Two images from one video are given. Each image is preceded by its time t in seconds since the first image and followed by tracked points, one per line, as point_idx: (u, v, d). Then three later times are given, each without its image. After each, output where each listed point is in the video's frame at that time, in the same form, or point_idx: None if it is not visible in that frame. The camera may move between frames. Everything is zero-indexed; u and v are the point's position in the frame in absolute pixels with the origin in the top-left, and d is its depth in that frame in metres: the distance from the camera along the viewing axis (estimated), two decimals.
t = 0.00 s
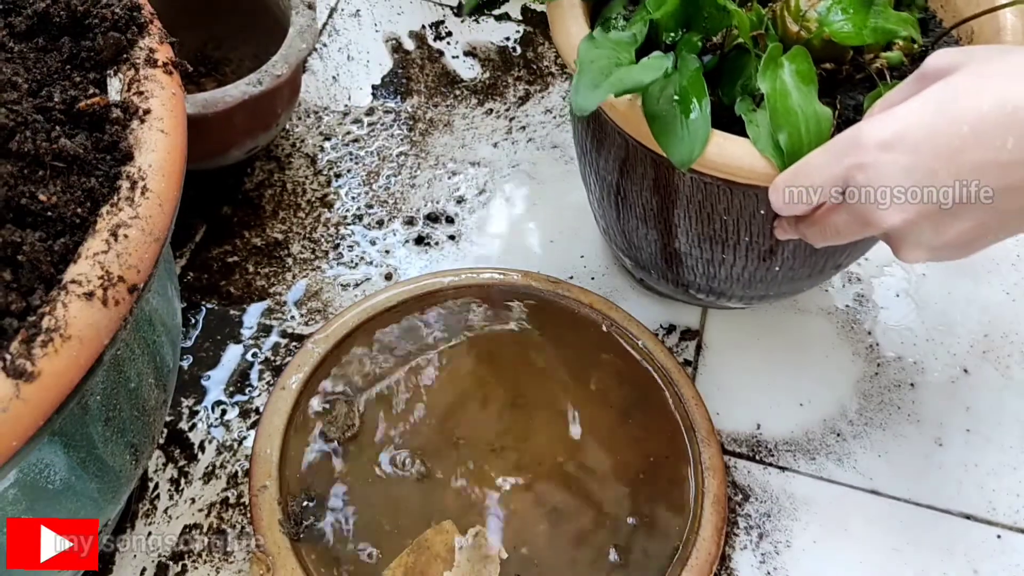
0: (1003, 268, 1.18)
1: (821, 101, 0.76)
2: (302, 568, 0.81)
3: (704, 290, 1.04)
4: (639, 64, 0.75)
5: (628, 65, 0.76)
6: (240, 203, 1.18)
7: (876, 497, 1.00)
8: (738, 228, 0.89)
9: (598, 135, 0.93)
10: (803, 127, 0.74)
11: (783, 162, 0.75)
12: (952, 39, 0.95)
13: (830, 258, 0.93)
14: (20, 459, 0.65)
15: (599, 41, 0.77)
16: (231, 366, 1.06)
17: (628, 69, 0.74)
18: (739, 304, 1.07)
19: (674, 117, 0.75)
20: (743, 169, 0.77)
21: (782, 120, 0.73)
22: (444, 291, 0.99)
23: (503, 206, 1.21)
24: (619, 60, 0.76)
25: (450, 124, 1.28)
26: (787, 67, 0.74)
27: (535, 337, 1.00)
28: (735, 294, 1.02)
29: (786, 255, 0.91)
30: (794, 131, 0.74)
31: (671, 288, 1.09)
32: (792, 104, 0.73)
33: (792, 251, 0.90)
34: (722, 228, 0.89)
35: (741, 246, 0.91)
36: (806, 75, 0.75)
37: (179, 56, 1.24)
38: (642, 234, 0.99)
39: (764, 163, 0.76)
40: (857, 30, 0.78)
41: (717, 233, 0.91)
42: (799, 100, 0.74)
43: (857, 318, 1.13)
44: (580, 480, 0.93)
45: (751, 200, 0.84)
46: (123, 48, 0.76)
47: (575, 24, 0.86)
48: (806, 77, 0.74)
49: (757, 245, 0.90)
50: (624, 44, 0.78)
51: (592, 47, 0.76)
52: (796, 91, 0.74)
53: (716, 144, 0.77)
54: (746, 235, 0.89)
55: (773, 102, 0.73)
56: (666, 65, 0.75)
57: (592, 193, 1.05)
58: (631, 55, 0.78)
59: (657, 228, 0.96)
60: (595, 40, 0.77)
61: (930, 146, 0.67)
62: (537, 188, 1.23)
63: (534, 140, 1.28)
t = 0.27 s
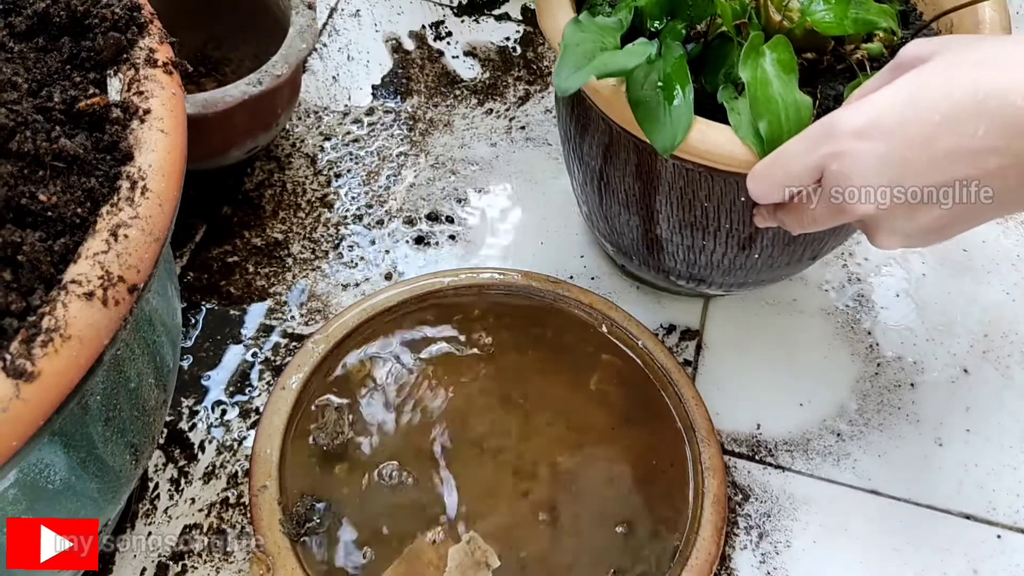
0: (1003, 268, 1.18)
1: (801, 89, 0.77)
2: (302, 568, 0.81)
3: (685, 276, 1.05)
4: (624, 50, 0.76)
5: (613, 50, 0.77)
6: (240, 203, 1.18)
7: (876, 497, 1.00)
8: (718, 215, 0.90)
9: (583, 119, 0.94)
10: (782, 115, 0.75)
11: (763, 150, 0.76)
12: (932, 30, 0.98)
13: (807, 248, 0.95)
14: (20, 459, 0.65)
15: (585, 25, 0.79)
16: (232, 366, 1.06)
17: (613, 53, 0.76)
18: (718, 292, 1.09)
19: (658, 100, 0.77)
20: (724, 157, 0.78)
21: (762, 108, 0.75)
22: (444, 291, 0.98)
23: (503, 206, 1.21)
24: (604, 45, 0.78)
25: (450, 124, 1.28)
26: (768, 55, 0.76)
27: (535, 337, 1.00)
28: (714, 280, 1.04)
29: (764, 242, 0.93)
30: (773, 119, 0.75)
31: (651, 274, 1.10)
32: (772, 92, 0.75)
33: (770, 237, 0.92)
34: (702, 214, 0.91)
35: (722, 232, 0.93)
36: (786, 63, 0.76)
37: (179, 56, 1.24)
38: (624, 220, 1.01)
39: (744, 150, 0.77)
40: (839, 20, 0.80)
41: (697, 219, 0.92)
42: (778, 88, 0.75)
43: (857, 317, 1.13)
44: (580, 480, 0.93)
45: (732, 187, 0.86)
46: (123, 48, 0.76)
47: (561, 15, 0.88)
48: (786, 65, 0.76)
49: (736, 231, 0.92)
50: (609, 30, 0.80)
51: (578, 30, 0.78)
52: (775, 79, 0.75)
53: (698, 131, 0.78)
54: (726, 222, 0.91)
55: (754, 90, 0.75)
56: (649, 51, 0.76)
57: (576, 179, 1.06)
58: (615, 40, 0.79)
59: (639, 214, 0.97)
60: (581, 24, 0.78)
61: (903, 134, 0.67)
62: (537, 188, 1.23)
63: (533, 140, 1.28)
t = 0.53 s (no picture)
0: (1002, 268, 1.18)
1: (791, 97, 0.77)
2: (302, 568, 0.81)
3: (675, 278, 1.06)
4: (617, 54, 0.76)
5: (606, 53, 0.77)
6: (240, 203, 1.18)
7: (876, 497, 1.00)
8: (709, 220, 0.91)
9: (577, 117, 0.93)
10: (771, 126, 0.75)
11: (751, 160, 0.76)
12: (932, 40, 0.99)
13: (798, 253, 0.96)
14: (21, 459, 0.65)
15: (579, 28, 0.78)
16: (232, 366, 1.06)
17: (606, 57, 0.76)
18: (708, 295, 1.09)
19: (650, 104, 0.78)
20: (713, 163, 0.78)
21: (751, 118, 0.75)
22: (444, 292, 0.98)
23: (503, 206, 1.21)
24: (597, 48, 0.78)
25: (450, 124, 1.28)
26: (760, 64, 0.76)
27: (534, 337, 1.00)
28: (704, 284, 1.04)
29: (754, 247, 0.93)
30: (762, 129, 0.75)
31: (643, 275, 1.10)
32: (762, 102, 0.75)
33: (760, 243, 0.93)
34: (693, 218, 0.91)
35: (711, 236, 0.93)
36: (778, 72, 0.77)
37: (179, 56, 1.24)
38: (616, 221, 1.01)
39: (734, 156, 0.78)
40: (834, 30, 0.80)
41: (688, 223, 0.92)
42: (768, 98, 0.75)
43: (857, 317, 1.13)
44: (580, 480, 0.93)
45: (724, 191, 0.86)
46: (123, 48, 0.76)
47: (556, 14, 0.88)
48: (778, 75, 0.77)
49: (726, 237, 0.93)
50: (603, 31, 0.80)
51: (572, 33, 0.78)
52: (766, 90, 0.76)
53: (690, 136, 0.79)
54: (716, 226, 0.91)
55: (741, 100, 0.75)
56: (643, 56, 0.76)
57: (570, 176, 1.06)
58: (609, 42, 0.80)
59: (632, 215, 0.97)
60: (575, 27, 0.78)
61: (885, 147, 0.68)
62: (536, 188, 1.23)
63: (533, 140, 1.28)
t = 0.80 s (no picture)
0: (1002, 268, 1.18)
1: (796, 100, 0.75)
2: (302, 568, 0.80)
3: (676, 278, 1.06)
4: (618, 52, 0.76)
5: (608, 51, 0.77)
6: (240, 203, 1.18)
7: (877, 497, 1.00)
8: (710, 220, 0.91)
9: (578, 116, 0.93)
10: (781, 133, 0.73)
11: (762, 168, 0.75)
12: (932, 42, 0.99)
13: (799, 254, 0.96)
14: (21, 459, 0.65)
15: (582, 25, 0.79)
16: (232, 366, 1.06)
17: (608, 54, 0.76)
18: (708, 295, 1.10)
19: (652, 103, 0.77)
20: (715, 162, 0.79)
21: (756, 125, 0.74)
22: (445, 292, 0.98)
23: (503, 206, 1.21)
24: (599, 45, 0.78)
25: (450, 124, 1.28)
26: (762, 69, 0.76)
27: (534, 337, 1.00)
28: (703, 284, 1.05)
29: (755, 246, 0.93)
30: (769, 136, 0.74)
31: (643, 274, 1.10)
32: (766, 108, 0.74)
33: (761, 242, 0.93)
34: (694, 218, 0.91)
35: (711, 236, 0.93)
36: (781, 76, 0.76)
37: (179, 56, 1.24)
38: (617, 220, 1.01)
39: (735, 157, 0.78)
40: (836, 29, 0.80)
41: (689, 223, 0.93)
42: (771, 103, 0.74)
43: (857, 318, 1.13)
44: (580, 480, 0.93)
45: (724, 191, 0.86)
46: (123, 48, 0.76)
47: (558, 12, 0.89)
48: (782, 78, 0.76)
49: (727, 236, 0.93)
50: (606, 29, 0.80)
51: (574, 29, 0.78)
52: (768, 95, 0.75)
53: (691, 136, 0.79)
54: (716, 225, 0.91)
55: (745, 106, 0.75)
56: (644, 55, 0.76)
57: (571, 176, 1.06)
58: (612, 39, 0.80)
59: (632, 215, 0.97)
60: (577, 24, 0.78)
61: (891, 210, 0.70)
62: (536, 188, 1.23)
63: (533, 140, 1.28)
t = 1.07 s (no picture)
0: (1002, 268, 1.18)
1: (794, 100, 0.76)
2: (302, 568, 0.81)
3: (675, 278, 1.06)
4: (619, 53, 0.76)
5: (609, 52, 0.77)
6: (240, 203, 1.18)
7: (876, 497, 1.00)
8: (709, 219, 0.91)
9: (578, 115, 0.94)
10: (777, 132, 0.73)
11: (755, 167, 0.75)
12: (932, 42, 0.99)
13: (798, 254, 0.96)
14: (20, 459, 0.65)
15: (583, 25, 0.78)
16: (232, 366, 1.06)
17: (609, 55, 0.76)
18: (707, 295, 1.10)
19: (653, 104, 0.78)
20: (714, 163, 0.79)
21: (754, 125, 0.74)
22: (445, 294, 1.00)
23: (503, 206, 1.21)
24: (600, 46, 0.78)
25: (450, 124, 1.28)
26: (761, 69, 0.76)
27: (534, 336, 1.00)
28: (703, 284, 1.05)
29: (755, 246, 0.93)
30: (767, 135, 0.74)
31: (643, 274, 1.10)
32: (765, 107, 0.74)
33: (762, 242, 0.93)
34: (694, 217, 0.91)
35: (711, 236, 0.93)
36: (780, 76, 0.76)
37: (179, 56, 1.24)
38: (616, 220, 1.01)
39: (734, 157, 0.78)
40: (837, 30, 0.79)
41: (689, 222, 0.93)
42: (770, 103, 0.74)
43: (857, 318, 1.13)
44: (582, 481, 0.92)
45: (724, 191, 0.86)
46: (123, 48, 0.76)
47: (559, 13, 0.88)
48: (780, 78, 0.76)
49: (727, 236, 0.93)
50: (606, 29, 0.80)
51: (575, 30, 0.78)
52: (768, 95, 0.75)
53: (691, 137, 0.79)
54: (716, 225, 0.91)
55: (744, 106, 0.74)
56: (645, 55, 0.76)
57: (570, 176, 1.06)
58: (612, 40, 0.80)
59: (632, 215, 0.97)
60: (578, 24, 0.78)
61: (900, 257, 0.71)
62: (536, 188, 1.24)
63: (533, 140, 1.28)
